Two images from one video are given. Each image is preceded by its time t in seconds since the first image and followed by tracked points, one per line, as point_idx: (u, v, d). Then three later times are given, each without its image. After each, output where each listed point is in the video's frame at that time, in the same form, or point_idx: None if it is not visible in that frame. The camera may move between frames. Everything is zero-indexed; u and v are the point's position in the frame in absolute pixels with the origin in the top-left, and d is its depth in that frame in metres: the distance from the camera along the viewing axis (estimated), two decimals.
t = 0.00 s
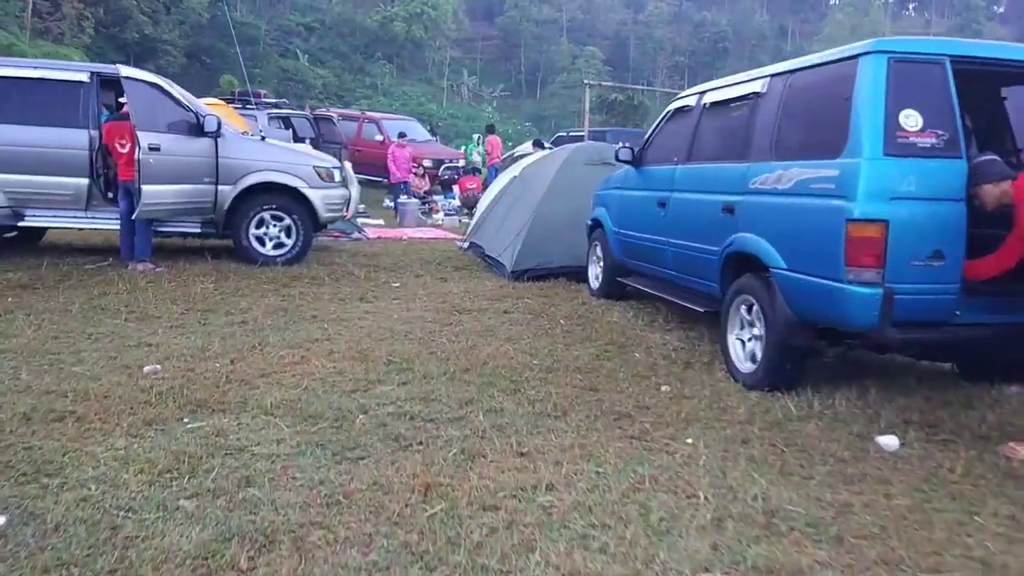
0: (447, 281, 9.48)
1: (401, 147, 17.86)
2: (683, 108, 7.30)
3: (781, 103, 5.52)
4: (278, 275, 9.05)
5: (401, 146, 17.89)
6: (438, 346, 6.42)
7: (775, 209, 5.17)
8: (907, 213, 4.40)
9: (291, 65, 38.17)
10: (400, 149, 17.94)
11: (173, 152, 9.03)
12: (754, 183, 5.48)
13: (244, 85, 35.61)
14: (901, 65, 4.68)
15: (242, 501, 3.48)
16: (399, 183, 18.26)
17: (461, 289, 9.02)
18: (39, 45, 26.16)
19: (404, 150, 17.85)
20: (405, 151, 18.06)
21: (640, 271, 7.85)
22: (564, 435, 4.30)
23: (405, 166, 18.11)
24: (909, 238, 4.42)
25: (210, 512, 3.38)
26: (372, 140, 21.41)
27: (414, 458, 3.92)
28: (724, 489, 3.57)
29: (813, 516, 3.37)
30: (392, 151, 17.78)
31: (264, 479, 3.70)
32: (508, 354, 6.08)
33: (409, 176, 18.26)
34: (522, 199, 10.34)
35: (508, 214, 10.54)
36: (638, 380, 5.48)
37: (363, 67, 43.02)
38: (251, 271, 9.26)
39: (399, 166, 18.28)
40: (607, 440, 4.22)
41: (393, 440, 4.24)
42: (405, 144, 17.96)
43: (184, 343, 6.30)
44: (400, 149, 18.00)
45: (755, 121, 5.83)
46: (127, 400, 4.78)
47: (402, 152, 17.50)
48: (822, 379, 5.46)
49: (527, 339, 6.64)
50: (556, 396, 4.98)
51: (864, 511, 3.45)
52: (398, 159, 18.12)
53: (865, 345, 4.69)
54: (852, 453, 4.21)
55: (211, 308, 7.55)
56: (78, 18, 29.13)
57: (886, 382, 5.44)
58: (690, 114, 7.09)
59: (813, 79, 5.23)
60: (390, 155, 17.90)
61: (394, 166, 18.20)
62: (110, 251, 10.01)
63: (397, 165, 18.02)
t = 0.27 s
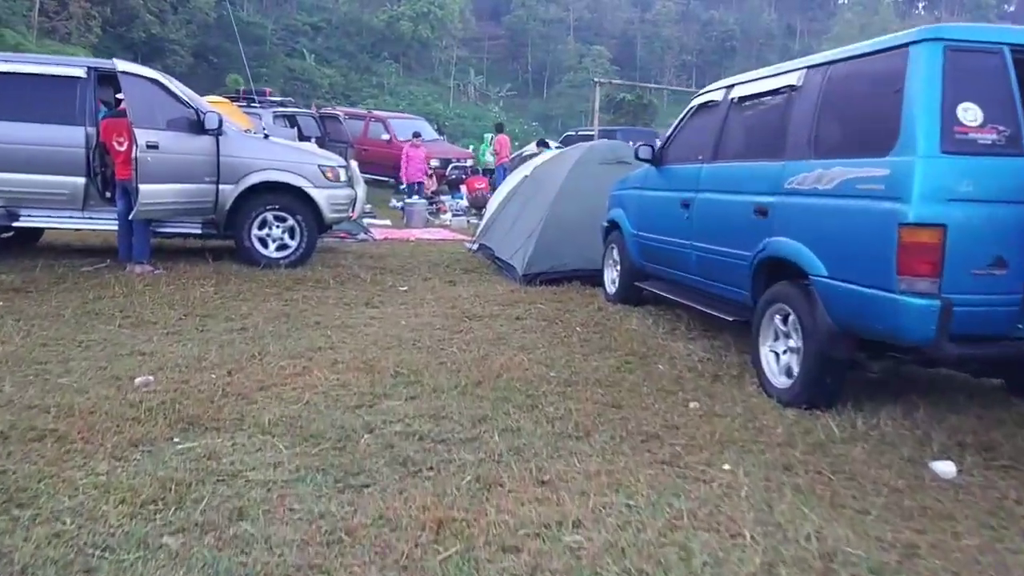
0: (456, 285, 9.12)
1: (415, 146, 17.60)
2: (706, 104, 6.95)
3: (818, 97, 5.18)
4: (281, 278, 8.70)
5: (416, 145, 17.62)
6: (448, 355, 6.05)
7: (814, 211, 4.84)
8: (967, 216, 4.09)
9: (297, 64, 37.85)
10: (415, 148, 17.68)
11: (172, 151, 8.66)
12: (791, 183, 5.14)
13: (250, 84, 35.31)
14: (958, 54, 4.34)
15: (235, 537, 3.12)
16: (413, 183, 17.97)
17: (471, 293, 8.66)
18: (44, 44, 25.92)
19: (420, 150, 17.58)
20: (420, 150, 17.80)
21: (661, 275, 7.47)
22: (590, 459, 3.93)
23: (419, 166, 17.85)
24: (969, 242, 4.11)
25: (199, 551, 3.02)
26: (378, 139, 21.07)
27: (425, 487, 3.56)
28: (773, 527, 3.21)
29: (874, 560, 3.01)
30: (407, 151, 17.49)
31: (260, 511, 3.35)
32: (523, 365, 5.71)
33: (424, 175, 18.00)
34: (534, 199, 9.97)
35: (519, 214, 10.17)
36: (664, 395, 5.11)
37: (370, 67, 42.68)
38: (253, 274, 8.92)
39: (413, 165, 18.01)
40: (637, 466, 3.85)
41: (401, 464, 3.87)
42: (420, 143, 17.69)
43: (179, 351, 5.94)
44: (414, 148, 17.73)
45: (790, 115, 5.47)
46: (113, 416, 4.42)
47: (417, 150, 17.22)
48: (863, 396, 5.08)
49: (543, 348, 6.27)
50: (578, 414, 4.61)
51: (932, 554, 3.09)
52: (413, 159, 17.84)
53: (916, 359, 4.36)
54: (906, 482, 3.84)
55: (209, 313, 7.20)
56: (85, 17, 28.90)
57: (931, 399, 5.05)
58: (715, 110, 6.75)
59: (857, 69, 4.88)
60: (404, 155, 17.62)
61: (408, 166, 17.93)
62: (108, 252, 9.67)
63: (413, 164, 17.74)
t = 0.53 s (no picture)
0: (468, 290, 8.74)
1: (429, 146, 17.17)
2: (734, 101, 6.56)
3: (863, 91, 4.78)
4: (286, 284, 8.34)
5: (430, 145, 17.20)
6: (463, 368, 5.67)
7: (862, 216, 4.45)
8: None
9: (305, 65, 37.57)
10: (429, 149, 17.25)
11: (172, 150, 8.28)
12: (834, 186, 4.74)
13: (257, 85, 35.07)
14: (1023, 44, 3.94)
15: None
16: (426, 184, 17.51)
17: (484, 299, 8.28)
18: (51, 44, 25.72)
19: (434, 150, 17.14)
20: (434, 150, 17.36)
21: (685, 282, 7.07)
22: (622, 493, 3.56)
23: (433, 166, 17.41)
24: None
25: None
26: (386, 140, 20.73)
27: (441, 526, 3.19)
28: None
29: None
30: (421, 151, 17.04)
31: (257, 555, 2.99)
32: (543, 380, 5.33)
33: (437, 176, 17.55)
34: (547, 201, 9.58)
35: (532, 217, 9.78)
36: (697, 415, 4.73)
37: (377, 68, 42.38)
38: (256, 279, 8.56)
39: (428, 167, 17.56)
40: (675, 502, 3.48)
41: (413, 498, 3.50)
42: (435, 143, 17.27)
43: (176, 363, 5.57)
44: (429, 148, 17.30)
45: (830, 113, 5.08)
46: (100, 440, 4.05)
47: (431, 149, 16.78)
48: (913, 418, 4.69)
49: (562, 361, 5.89)
50: (606, 438, 4.24)
51: None
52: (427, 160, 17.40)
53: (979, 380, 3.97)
54: (976, 519, 3.46)
55: (210, 322, 6.84)
56: (93, 18, 28.74)
57: (988, 421, 4.65)
58: (744, 107, 6.36)
59: (907, 63, 4.49)
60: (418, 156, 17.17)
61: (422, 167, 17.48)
62: (106, 256, 9.33)
63: (427, 165, 17.28)
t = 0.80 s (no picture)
0: (482, 294, 8.38)
1: (445, 146, 16.69)
2: (768, 96, 6.22)
3: (921, 83, 4.45)
4: (293, 288, 7.99)
5: (447, 145, 16.71)
6: (480, 380, 5.31)
7: (926, 219, 4.10)
8: None
9: (313, 65, 37.26)
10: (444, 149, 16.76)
11: (174, 149, 7.93)
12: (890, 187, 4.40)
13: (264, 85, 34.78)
14: None
15: None
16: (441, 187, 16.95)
17: (500, 304, 7.91)
18: (56, 44, 25.43)
19: (450, 149, 16.65)
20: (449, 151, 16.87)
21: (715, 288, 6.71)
22: (669, 531, 3.21)
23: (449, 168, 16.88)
24: None
25: None
26: (394, 140, 20.38)
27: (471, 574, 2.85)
28: None
29: None
30: (437, 152, 16.53)
31: None
32: (568, 394, 4.96)
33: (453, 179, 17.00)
34: (564, 202, 9.21)
35: (547, 218, 9.41)
36: (738, 436, 4.37)
37: (386, 68, 42.06)
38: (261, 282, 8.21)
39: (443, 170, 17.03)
40: (729, 543, 3.13)
41: (437, 535, 3.15)
42: (450, 143, 16.80)
43: (175, 375, 5.21)
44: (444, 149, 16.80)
45: (882, 107, 4.74)
46: (90, 465, 3.69)
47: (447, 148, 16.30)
48: (972, 441, 4.34)
49: (587, 373, 5.52)
50: (643, 463, 3.88)
51: None
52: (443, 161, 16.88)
53: None
54: None
55: (212, 329, 6.48)
56: (100, 18, 28.49)
57: None
58: (780, 102, 6.02)
59: (970, 52, 4.15)
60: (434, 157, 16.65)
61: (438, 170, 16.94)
62: (107, 259, 9.00)
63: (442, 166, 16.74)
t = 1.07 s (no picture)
0: (495, 301, 8.00)
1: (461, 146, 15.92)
2: (802, 93, 5.85)
3: (986, 77, 4.07)
4: (298, 295, 7.63)
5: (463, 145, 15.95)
6: (497, 397, 4.92)
7: (996, 226, 3.71)
8: None
9: (319, 65, 36.95)
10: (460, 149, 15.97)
11: (172, 150, 7.58)
12: (952, 190, 4.02)
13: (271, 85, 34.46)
14: None
15: None
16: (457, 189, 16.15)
17: (514, 313, 7.53)
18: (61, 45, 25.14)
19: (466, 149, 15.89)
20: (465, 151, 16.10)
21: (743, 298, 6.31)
22: None
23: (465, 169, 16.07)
24: None
25: None
26: (401, 140, 20.02)
27: None
28: None
29: None
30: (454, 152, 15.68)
31: None
32: (593, 415, 4.59)
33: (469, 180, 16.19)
34: (580, 204, 8.82)
35: (562, 222, 9.02)
36: (783, 465, 3.99)
37: (393, 68, 41.72)
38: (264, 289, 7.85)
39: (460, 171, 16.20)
40: None
41: None
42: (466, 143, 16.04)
43: (169, 393, 4.84)
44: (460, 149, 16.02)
45: (939, 104, 4.36)
46: (69, 504, 3.32)
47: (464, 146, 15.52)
48: None
49: (611, 390, 5.14)
50: (683, 500, 3.50)
51: None
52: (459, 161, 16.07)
53: None
54: None
55: (211, 341, 6.11)
56: (106, 18, 28.21)
57: None
58: (816, 100, 5.64)
59: None
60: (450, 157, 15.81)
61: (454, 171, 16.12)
62: (105, 264, 8.65)
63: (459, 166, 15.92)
